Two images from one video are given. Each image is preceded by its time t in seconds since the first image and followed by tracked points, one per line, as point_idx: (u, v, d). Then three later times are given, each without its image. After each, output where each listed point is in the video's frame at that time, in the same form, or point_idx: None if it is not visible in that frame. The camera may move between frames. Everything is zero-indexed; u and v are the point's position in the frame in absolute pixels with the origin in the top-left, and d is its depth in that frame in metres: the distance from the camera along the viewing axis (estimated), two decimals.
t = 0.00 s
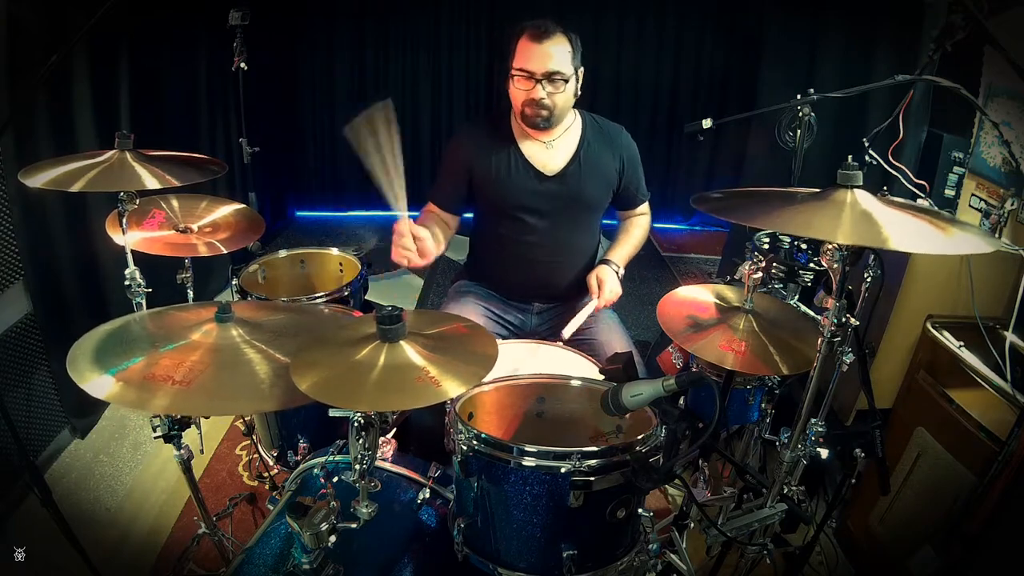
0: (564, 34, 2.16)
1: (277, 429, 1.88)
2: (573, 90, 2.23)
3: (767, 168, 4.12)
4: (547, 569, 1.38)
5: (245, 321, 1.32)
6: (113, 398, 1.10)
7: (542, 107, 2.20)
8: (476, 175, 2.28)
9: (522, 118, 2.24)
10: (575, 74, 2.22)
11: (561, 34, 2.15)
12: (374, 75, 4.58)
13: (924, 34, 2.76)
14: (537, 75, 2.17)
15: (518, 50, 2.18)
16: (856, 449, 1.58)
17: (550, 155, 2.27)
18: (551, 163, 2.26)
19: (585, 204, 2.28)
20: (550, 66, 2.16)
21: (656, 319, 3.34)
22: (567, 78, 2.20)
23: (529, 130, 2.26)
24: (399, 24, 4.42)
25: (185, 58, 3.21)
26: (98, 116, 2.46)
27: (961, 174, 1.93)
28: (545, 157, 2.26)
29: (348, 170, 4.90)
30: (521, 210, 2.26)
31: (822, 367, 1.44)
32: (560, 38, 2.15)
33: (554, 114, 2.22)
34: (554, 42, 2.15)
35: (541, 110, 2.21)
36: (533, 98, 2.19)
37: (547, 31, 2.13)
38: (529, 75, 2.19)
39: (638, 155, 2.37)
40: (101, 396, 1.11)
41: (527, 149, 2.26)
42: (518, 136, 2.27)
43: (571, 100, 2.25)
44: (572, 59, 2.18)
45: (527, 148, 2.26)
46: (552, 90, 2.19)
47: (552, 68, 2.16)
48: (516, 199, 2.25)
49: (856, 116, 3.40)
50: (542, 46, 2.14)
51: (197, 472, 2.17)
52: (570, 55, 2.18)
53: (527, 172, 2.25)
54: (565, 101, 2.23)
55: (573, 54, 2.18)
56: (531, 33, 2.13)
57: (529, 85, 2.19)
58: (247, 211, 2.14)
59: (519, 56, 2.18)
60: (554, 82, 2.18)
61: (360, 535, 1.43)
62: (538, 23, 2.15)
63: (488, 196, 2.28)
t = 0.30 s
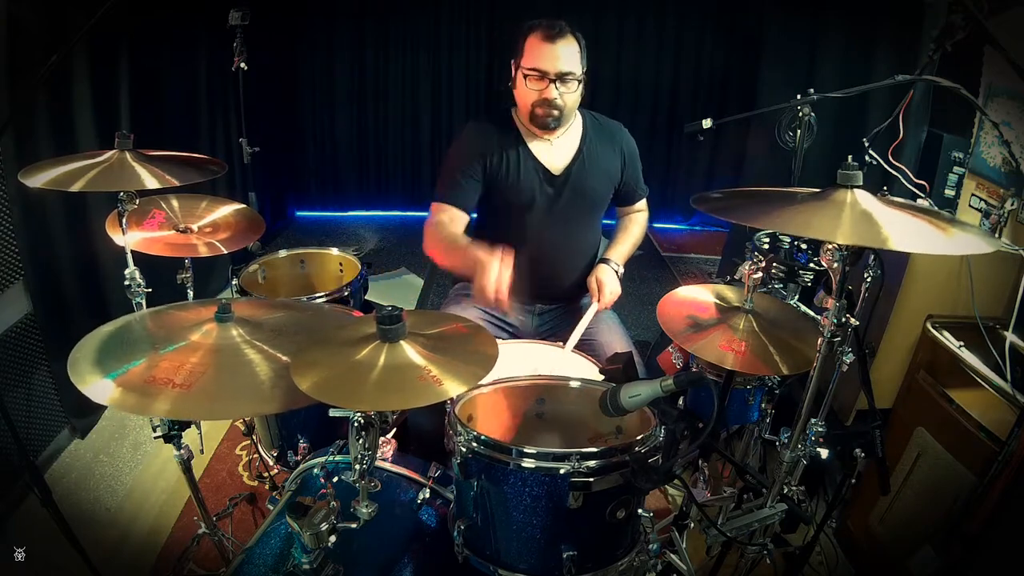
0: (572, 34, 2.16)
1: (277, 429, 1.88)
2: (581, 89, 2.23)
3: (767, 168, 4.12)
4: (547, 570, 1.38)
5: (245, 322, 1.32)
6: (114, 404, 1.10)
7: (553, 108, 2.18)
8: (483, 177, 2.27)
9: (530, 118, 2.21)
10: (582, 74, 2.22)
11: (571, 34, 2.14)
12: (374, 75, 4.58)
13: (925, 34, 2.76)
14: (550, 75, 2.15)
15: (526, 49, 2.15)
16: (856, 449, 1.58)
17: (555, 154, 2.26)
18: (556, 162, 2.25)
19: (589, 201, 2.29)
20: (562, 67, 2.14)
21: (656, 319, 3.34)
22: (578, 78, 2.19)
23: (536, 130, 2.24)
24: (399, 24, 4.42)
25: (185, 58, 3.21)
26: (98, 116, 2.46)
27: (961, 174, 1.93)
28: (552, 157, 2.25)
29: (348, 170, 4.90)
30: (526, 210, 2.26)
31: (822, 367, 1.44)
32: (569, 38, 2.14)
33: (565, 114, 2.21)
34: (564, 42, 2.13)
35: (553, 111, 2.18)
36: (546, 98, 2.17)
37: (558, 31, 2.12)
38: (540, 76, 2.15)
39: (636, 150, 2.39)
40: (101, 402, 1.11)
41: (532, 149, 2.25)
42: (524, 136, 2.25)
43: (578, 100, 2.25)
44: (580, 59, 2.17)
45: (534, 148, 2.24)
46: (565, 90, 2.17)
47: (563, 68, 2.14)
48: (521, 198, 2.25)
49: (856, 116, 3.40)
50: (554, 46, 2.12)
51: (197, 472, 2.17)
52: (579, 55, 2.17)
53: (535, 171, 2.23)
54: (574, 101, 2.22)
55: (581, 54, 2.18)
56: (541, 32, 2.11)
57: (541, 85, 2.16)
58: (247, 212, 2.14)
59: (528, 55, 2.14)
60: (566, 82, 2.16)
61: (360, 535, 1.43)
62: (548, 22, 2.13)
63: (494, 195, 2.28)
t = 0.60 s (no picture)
0: (577, 34, 2.15)
1: (277, 429, 1.89)
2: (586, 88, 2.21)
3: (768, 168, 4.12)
4: (547, 570, 1.38)
5: (245, 321, 1.32)
6: (114, 401, 1.10)
7: (557, 106, 2.16)
8: (486, 181, 2.25)
9: (536, 117, 2.20)
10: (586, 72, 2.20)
11: (576, 34, 2.14)
12: (374, 75, 4.58)
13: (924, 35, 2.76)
14: (555, 73, 2.13)
15: (531, 48, 2.14)
16: (856, 449, 1.58)
17: (558, 154, 2.25)
18: (557, 162, 2.25)
19: (592, 203, 2.29)
20: (567, 64, 2.13)
21: (656, 319, 3.35)
22: (583, 76, 2.17)
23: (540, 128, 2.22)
24: (399, 24, 4.42)
25: (185, 58, 3.21)
26: (99, 116, 2.46)
27: (961, 174, 1.93)
28: (553, 156, 2.25)
29: (348, 170, 4.90)
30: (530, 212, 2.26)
31: (822, 367, 1.44)
32: (573, 37, 2.14)
33: (569, 112, 2.19)
34: (569, 41, 2.12)
35: (558, 108, 2.16)
36: (551, 96, 2.15)
37: (564, 30, 2.11)
38: (546, 74, 2.14)
39: (637, 151, 2.39)
40: (101, 398, 1.11)
41: (534, 147, 2.25)
42: (528, 135, 2.25)
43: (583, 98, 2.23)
44: (585, 58, 2.16)
45: (535, 147, 2.25)
46: (570, 88, 2.15)
47: (568, 66, 2.13)
48: (524, 200, 2.24)
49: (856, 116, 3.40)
50: (559, 44, 2.11)
51: (197, 472, 2.17)
52: (584, 54, 2.16)
53: (537, 172, 2.23)
54: (578, 99, 2.20)
55: (586, 53, 2.17)
56: (546, 31, 2.11)
57: (546, 83, 2.14)
58: (247, 211, 2.15)
59: (533, 54, 2.14)
60: (571, 80, 2.15)
61: (360, 535, 1.43)
62: (554, 21, 2.13)
63: (498, 199, 2.28)
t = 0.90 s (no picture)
0: (585, 41, 2.14)
1: (277, 429, 1.89)
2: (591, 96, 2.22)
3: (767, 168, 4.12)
4: (547, 570, 1.38)
5: (245, 322, 1.32)
6: (114, 406, 1.10)
7: (563, 115, 2.18)
8: (484, 181, 2.28)
9: (541, 124, 2.20)
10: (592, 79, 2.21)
11: (584, 41, 2.13)
12: (374, 75, 4.58)
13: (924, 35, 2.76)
14: (562, 81, 2.13)
15: (538, 54, 2.12)
16: (856, 449, 1.58)
17: (560, 160, 2.26)
18: (559, 168, 2.25)
19: (592, 205, 2.29)
20: (575, 73, 2.13)
21: (656, 319, 3.35)
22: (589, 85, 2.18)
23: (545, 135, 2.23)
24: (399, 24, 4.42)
25: (185, 58, 3.21)
26: (99, 116, 2.46)
27: (961, 174, 1.93)
28: (557, 162, 2.25)
29: (348, 170, 4.90)
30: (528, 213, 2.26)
31: (822, 367, 1.44)
32: (581, 44, 2.13)
33: (574, 121, 2.21)
34: (577, 49, 2.12)
35: (563, 117, 2.18)
36: (557, 105, 2.16)
37: (572, 38, 2.10)
38: (553, 82, 2.14)
39: (637, 156, 2.38)
40: (102, 403, 1.11)
41: (535, 155, 2.25)
42: (532, 140, 2.24)
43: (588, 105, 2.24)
44: (592, 66, 2.16)
45: (537, 154, 2.25)
46: (576, 97, 2.16)
47: (575, 75, 2.13)
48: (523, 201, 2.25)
49: (856, 116, 3.40)
50: (567, 52, 2.10)
51: (197, 472, 2.17)
52: (591, 62, 2.16)
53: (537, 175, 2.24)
54: (584, 107, 2.21)
55: (592, 61, 2.17)
56: (555, 37, 2.08)
57: (553, 91, 2.15)
58: (247, 212, 2.15)
59: (540, 61, 2.12)
60: (578, 89, 2.16)
61: (360, 535, 1.43)
62: (562, 27, 2.09)
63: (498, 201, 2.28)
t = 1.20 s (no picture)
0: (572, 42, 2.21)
1: (277, 428, 1.89)
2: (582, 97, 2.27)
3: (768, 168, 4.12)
4: (547, 570, 1.38)
5: (245, 322, 1.32)
6: (114, 402, 1.10)
7: (557, 118, 2.23)
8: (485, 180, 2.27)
9: (534, 126, 2.23)
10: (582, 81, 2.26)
11: (571, 43, 2.19)
12: (374, 75, 4.58)
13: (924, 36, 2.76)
14: (553, 84, 2.19)
15: (528, 58, 2.18)
16: (856, 449, 1.58)
17: (557, 157, 2.26)
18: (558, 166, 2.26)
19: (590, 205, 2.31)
20: (564, 74, 2.18)
21: (656, 319, 3.35)
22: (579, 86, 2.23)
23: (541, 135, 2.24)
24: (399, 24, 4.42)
25: (185, 58, 3.21)
26: (99, 116, 2.46)
27: (961, 174, 1.93)
28: (555, 160, 2.26)
29: (348, 170, 4.90)
30: (529, 213, 2.27)
31: (821, 367, 1.44)
32: (569, 46, 2.19)
33: (567, 123, 2.26)
34: (564, 51, 2.18)
35: (556, 120, 2.24)
36: (549, 108, 2.22)
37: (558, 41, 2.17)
38: (543, 84, 2.19)
39: (634, 153, 2.38)
40: (101, 400, 1.11)
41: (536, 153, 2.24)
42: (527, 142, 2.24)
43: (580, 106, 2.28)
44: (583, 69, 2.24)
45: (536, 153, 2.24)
46: (567, 99, 2.22)
47: (566, 77, 2.19)
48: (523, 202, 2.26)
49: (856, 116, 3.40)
50: (554, 55, 2.17)
51: (197, 472, 2.17)
52: (580, 62, 2.22)
53: (538, 175, 2.24)
54: (575, 108, 2.26)
55: (581, 61, 2.22)
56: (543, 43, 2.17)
57: (543, 94, 2.20)
58: (247, 211, 2.15)
59: (530, 65, 2.18)
60: (568, 91, 2.21)
61: (360, 535, 1.43)
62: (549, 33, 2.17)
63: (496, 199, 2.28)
